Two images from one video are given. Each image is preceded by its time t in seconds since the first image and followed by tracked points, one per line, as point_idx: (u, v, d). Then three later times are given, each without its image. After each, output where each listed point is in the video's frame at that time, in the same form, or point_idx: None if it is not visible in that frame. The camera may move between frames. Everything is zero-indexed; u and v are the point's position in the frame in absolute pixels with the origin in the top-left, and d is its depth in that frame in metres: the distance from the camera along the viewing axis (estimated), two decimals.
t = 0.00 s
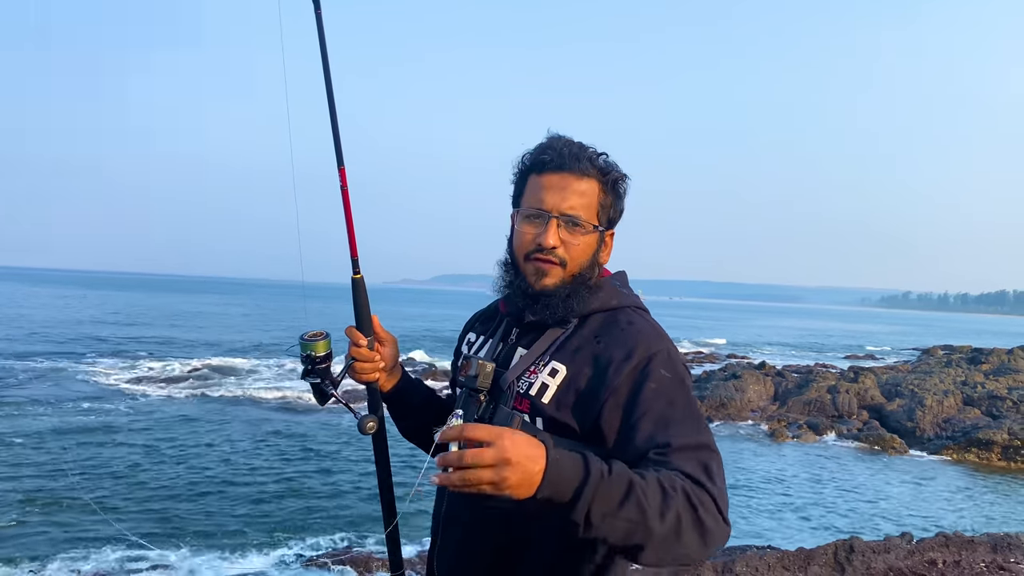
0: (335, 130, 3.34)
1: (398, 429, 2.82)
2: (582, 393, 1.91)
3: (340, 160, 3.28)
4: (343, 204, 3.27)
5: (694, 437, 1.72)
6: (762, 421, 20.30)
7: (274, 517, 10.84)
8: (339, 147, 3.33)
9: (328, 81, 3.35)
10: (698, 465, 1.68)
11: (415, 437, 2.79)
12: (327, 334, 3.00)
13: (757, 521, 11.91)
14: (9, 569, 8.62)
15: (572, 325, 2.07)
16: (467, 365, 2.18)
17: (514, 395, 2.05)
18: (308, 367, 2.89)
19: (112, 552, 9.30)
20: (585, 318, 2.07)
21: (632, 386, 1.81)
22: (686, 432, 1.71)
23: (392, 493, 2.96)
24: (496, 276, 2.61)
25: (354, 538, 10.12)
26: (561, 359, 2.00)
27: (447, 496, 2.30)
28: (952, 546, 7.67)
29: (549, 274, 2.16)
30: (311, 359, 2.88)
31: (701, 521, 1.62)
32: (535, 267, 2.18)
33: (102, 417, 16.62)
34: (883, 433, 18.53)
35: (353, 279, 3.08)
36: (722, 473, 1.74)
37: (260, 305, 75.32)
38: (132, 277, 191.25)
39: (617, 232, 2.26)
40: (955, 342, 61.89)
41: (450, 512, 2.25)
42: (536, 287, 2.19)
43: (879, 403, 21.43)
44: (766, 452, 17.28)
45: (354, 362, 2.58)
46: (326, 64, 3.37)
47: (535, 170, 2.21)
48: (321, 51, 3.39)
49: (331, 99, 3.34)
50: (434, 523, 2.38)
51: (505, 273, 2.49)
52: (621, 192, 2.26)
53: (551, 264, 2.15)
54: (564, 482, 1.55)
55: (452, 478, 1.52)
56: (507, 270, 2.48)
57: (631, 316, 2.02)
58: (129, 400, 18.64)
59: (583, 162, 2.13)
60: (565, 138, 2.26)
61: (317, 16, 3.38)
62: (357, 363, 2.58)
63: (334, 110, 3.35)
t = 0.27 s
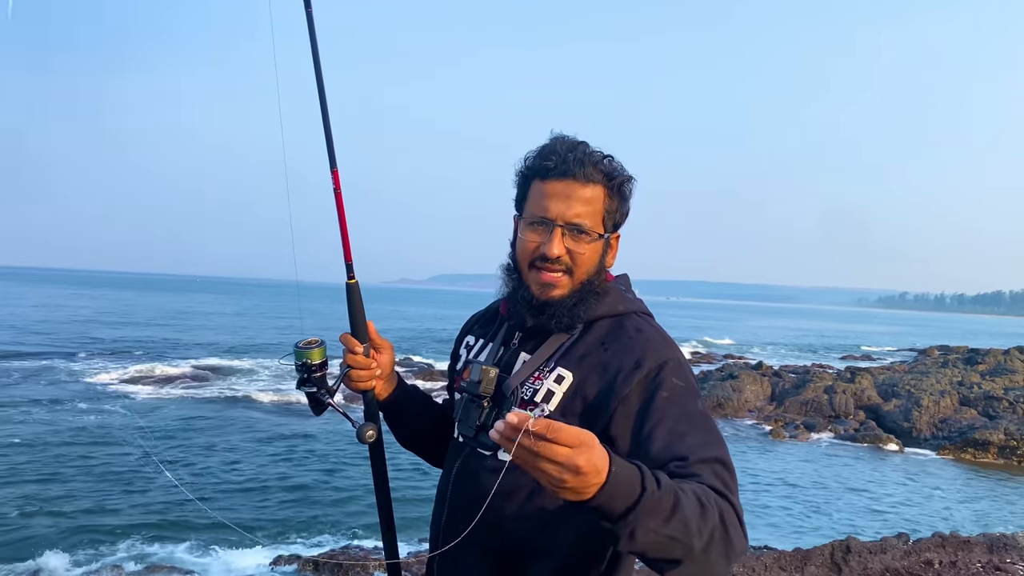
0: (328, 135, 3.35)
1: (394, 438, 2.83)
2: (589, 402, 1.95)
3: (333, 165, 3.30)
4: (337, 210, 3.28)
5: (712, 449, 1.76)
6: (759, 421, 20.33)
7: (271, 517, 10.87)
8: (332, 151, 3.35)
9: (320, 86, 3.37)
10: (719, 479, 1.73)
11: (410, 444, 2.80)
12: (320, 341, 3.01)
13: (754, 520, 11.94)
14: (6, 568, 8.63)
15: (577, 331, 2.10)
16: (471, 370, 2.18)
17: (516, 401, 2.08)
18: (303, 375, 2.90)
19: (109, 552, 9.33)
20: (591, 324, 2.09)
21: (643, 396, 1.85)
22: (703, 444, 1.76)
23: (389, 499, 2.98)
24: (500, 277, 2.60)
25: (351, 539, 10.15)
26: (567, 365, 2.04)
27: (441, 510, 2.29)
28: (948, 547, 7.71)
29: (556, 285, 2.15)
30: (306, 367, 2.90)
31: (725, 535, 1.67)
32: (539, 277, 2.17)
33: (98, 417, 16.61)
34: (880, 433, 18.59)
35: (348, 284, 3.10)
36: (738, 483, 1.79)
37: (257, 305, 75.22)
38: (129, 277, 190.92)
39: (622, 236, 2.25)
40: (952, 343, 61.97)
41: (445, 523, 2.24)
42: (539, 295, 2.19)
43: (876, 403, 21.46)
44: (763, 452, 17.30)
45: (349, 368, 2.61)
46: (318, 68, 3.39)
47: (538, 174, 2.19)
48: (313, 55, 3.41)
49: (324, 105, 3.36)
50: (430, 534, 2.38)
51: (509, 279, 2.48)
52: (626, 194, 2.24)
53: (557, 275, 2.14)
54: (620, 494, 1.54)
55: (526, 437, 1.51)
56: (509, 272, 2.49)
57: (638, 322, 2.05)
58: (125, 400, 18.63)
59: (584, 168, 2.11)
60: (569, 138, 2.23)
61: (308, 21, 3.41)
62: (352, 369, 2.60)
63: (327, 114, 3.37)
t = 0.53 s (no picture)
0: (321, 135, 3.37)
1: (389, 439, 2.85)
2: (597, 409, 1.98)
3: (326, 165, 3.31)
4: (329, 209, 3.29)
5: (722, 457, 1.80)
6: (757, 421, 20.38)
7: (268, 517, 10.90)
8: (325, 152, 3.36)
9: (312, 88, 3.38)
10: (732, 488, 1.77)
11: (404, 445, 2.82)
12: (312, 340, 3.01)
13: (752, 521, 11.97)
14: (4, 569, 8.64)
15: (582, 335, 2.12)
16: (472, 374, 2.17)
17: (522, 406, 2.10)
18: (294, 375, 2.90)
19: (106, 552, 9.33)
20: (596, 328, 2.11)
21: (651, 404, 1.88)
22: (713, 452, 1.79)
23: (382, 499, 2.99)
24: (500, 278, 2.61)
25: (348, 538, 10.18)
26: (572, 370, 2.06)
27: (440, 516, 2.28)
28: (944, 547, 7.75)
29: (558, 289, 2.15)
30: (297, 367, 2.90)
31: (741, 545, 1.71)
32: (541, 280, 2.18)
33: (96, 418, 16.61)
34: (877, 433, 18.66)
35: (340, 283, 3.11)
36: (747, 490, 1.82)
37: (254, 305, 75.16)
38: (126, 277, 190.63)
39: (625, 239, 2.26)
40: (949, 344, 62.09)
41: (445, 530, 2.24)
42: (541, 298, 2.19)
43: (873, 404, 21.51)
44: (761, 453, 17.34)
45: (343, 369, 2.61)
46: (311, 70, 3.40)
47: (542, 176, 2.19)
48: (307, 56, 3.43)
49: (316, 106, 3.37)
50: (429, 540, 2.37)
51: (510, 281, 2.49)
52: (630, 196, 2.24)
53: (559, 279, 2.14)
54: (639, 504, 1.56)
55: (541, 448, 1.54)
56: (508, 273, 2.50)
57: (643, 327, 2.07)
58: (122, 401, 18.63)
59: (589, 170, 2.11)
60: (573, 139, 2.23)
61: (302, 22, 3.43)
62: (347, 370, 2.60)
63: (320, 115, 3.38)
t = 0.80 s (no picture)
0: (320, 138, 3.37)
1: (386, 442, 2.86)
2: (598, 411, 1.98)
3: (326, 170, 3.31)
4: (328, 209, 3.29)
5: (729, 450, 1.80)
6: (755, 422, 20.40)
7: (265, 518, 10.89)
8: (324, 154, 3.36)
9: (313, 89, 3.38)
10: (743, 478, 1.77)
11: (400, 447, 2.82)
12: (309, 342, 3.01)
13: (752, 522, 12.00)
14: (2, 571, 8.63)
15: (582, 337, 2.12)
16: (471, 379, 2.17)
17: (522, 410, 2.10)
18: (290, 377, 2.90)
19: (102, 553, 9.33)
20: (596, 330, 2.12)
21: (654, 404, 1.88)
22: (720, 447, 1.80)
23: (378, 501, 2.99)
24: (498, 278, 2.60)
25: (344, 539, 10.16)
26: (572, 373, 2.06)
27: (441, 520, 2.28)
28: (942, 548, 7.76)
29: (555, 290, 2.15)
30: (294, 369, 2.89)
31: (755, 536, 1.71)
32: (537, 282, 2.18)
33: (93, 419, 16.57)
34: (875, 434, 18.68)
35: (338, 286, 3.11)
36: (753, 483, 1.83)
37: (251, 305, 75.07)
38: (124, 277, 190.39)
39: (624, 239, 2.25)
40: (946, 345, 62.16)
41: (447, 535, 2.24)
42: (538, 300, 2.18)
43: (871, 404, 21.53)
44: (758, 454, 17.36)
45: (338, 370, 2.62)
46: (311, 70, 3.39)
47: (538, 176, 2.19)
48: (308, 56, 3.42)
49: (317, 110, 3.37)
50: (431, 546, 2.36)
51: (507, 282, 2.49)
52: (628, 195, 2.24)
53: (556, 279, 2.14)
54: (644, 488, 1.58)
55: (531, 435, 1.56)
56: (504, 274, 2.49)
57: (644, 327, 2.07)
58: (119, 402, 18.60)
59: (585, 168, 2.11)
60: (569, 139, 2.24)
61: (301, 20, 3.41)
62: (344, 373, 2.62)
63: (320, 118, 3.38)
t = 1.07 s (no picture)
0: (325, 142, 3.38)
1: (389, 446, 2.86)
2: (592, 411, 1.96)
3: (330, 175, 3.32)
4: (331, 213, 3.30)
5: (712, 462, 1.81)
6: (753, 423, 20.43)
7: (264, 520, 10.90)
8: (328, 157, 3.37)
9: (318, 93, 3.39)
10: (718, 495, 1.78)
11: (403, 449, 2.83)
12: (312, 348, 3.01)
13: (750, 522, 12.05)
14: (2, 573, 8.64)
15: (579, 338, 2.11)
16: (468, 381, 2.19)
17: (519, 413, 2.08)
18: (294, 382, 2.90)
19: (102, 556, 9.34)
20: (593, 331, 2.11)
21: (646, 409, 1.87)
22: (704, 459, 1.80)
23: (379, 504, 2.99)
24: (495, 282, 2.62)
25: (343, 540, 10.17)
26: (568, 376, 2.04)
27: (441, 522, 2.29)
28: (940, 549, 7.77)
29: (546, 289, 2.15)
30: (297, 374, 2.89)
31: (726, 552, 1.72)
32: (529, 281, 2.18)
33: (91, 421, 16.55)
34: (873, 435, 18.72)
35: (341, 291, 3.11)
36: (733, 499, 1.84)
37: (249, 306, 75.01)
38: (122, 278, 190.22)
39: (619, 239, 2.25)
40: (944, 345, 62.26)
41: (446, 541, 2.25)
42: (531, 300, 2.19)
43: (869, 405, 21.56)
44: (757, 454, 17.39)
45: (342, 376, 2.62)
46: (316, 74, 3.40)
47: (530, 175, 2.21)
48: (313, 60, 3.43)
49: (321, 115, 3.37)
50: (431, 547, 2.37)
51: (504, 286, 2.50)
52: (623, 194, 2.24)
53: (547, 279, 2.14)
54: (632, 461, 1.61)
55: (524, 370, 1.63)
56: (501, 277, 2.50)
57: (642, 329, 2.07)
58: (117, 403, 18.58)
59: (576, 165, 2.12)
60: (561, 138, 2.25)
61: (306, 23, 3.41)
62: (346, 378, 2.62)
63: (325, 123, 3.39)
